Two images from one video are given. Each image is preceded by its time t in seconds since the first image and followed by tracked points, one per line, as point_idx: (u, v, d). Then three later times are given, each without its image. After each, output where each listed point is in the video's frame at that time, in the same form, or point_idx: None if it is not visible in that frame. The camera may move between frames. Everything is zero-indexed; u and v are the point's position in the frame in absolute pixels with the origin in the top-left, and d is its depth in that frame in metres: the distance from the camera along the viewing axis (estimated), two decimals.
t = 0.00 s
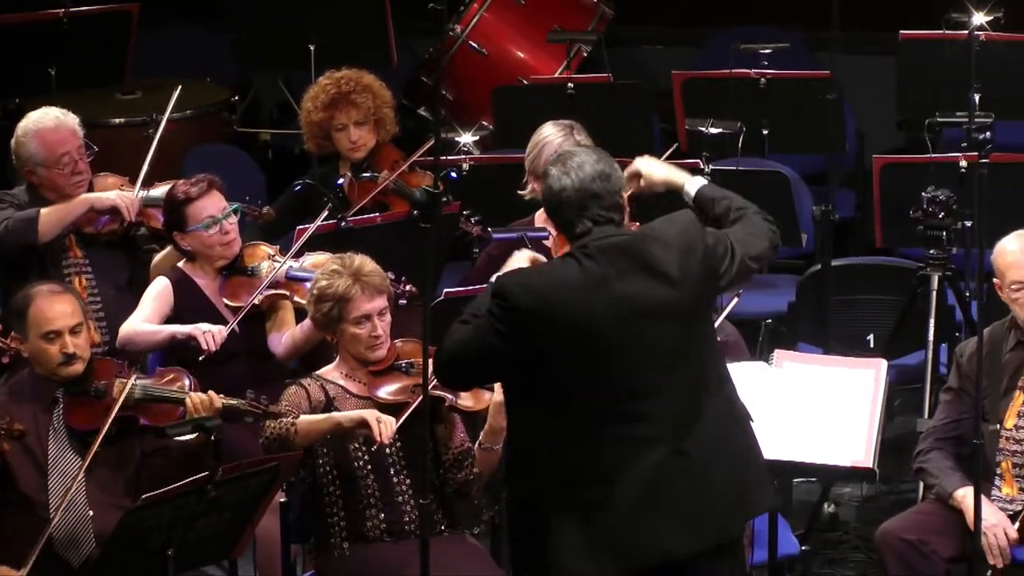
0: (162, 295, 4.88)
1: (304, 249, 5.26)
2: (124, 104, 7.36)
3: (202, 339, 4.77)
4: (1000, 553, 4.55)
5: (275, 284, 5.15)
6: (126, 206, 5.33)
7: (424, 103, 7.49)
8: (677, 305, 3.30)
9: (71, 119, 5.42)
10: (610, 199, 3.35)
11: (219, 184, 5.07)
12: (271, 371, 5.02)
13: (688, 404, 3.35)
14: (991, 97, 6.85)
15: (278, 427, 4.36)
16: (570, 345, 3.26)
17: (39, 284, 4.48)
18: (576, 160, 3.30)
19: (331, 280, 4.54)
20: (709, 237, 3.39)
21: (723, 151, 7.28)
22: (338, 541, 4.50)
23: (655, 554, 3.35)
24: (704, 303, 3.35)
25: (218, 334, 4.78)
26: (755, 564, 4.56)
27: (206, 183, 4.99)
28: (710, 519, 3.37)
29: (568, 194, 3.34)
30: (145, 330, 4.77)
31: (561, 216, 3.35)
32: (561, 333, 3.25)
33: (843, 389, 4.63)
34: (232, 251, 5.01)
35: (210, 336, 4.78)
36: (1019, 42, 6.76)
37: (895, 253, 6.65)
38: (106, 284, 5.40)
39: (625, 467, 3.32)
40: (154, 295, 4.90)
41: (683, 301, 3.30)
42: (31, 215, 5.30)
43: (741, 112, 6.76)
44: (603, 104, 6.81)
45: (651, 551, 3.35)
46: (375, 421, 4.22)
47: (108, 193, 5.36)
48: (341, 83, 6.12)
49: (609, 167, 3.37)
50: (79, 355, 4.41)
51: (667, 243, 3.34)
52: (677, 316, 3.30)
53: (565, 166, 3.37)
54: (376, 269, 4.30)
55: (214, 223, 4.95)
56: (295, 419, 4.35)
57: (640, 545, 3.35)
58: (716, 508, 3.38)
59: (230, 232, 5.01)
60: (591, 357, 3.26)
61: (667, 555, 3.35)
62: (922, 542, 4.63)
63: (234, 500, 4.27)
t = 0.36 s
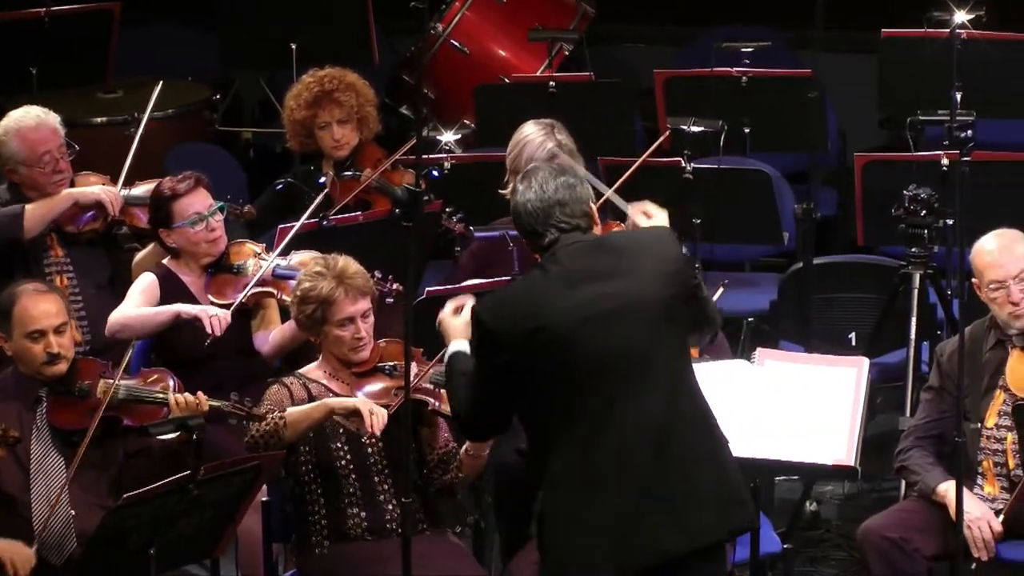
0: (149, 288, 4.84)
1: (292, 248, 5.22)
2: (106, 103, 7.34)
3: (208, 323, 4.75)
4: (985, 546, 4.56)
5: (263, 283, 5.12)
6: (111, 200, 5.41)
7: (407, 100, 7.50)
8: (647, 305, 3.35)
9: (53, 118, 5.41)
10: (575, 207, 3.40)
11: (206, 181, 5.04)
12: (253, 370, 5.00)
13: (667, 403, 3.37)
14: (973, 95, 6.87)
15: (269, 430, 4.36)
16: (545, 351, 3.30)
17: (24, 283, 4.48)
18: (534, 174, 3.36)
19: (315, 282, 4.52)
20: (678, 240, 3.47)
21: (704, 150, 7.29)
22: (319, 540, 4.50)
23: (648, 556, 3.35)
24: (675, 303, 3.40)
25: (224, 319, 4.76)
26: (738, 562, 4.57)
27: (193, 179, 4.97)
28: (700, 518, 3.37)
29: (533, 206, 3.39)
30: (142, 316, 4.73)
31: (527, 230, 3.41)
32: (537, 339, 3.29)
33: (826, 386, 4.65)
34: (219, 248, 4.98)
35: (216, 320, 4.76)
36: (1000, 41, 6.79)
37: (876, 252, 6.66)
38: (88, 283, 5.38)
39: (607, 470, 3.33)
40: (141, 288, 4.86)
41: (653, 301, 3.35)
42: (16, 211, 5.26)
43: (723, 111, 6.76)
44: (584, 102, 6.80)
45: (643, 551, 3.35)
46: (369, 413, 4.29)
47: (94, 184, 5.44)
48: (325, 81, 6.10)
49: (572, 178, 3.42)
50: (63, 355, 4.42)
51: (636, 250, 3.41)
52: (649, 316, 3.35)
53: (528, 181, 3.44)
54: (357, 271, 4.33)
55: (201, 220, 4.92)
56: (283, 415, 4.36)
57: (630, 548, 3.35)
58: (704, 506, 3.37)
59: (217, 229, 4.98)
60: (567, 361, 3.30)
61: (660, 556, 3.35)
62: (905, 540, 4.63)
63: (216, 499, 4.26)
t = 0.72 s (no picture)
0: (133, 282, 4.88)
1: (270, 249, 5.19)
2: (82, 99, 7.31)
3: (210, 306, 4.83)
4: (963, 537, 4.61)
5: (242, 281, 5.10)
6: (93, 189, 5.43)
7: (381, 96, 7.50)
8: (635, 301, 3.34)
9: (29, 113, 5.35)
10: (566, 199, 3.39)
11: (187, 177, 5.03)
12: (229, 366, 4.99)
13: (655, 399, 3.37)
14: (948, 89, 6.89)
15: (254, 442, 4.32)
16: (532, 348, 3.28)
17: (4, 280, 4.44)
18: (532, 160, 3.35)
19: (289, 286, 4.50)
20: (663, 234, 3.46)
21: (680, 145, 7.30)
22: (297, 538, 4.52)
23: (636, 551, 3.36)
24: (660, 299, 3.40)
25: (225, 301, 4.85)
26: (715, 556, 4.58)
27: (175, 175, 4.94)
28: (684, 512, 3.39)
29: (525, 192, 3.38)
30: (142, 300, 4.77)
31: (516, 216, 3.39)
32: (525, 337, 3.27)
33: (803, 382, 4.65)
34: (198, 244, 4.97)
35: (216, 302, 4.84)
36: (976, 35, 6.81)
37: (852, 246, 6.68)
38: (63, 279, 5.36)
39: (597, 469, 3.33)
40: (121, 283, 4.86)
41: (640, 297, 3.35)
42: None
43: (698, 106, 6.76)
44: (559, 98, 6.80)
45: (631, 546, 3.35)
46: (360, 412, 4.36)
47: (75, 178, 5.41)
48: (299, 79, 6.05)
49: (567, 168, 3.41)
50: (43, 354, 4.38)
51: (622, 246, 3.41)
52: (637, 313, 3.35)
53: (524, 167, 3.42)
54: (332, 278, 4.33)
55: (181, 216, 4.90)
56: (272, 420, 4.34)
57: (619, 543, 3.35)
58: (687, 501, 3.40)
59: (197, 225, 4.97)
60: (555, 358, 3.28)
61: (648, 550, 3.36)
62: (881, 534, 4.63)
63: (193, 495, 4.23)
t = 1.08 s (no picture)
0: (116, 274, 4.84)
1: (244, 242, 5.16)
2: (59, 93, 7.28)
3: (204, 293, 4.83)
4: (942, 530, 4.59)
5: (222, 276, 5.05)
6: (67, 188, 5.28)
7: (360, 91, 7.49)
8: (628, 308, 3.36)
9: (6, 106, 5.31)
10: (578, 194, 3.38)
11: (167, 169, 5.01)
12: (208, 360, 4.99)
13: (634, 408, 3.42)
14: (927, 83, 6.90)
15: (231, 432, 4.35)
16: (519, 340, 3.32)
17: None
18: (552, 154, 3.31)
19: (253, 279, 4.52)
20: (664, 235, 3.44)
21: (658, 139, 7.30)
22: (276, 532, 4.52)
23: (586, 552, 3.42)
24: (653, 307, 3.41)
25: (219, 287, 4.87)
26: (694, 550, 4.58)
27: (155, 167, 4.93)
28: (642, 522, 3.44)
29: (541, 178, 3.37)
30: (131, 295, 4.75)
31: (526, 201, 3.39)
32: (514, 331, 3.31)
33: (781, 375, 4.65)
34: (177, 238, 4.97)
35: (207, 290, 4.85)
36: (955, 29, 6.83)
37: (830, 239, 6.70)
38: (40, 274, 5.34)
39: (584, 469, 3.39)
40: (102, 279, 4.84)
41: (633, 305, 3.36)
42: None
43: (676, 100, 6.75)
44: (537, 92, 6.79)
45: (581, 546, 3.41)
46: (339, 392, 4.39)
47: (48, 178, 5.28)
48: (271, 76, 6.02)
49: (587, 163, 3.39)
50: (24, 347, 4.40)
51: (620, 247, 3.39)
52: (627, 320, 3.36)
53: (545, 150, 3.38)
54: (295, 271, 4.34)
55: (161, 207, 4.88)
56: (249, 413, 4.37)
57: (570, 541, 3.41)
58: (650, 512, 3.44)
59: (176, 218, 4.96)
60: (539, 355, 3.32)
61: (596, 553, 3.42)
62: (859, 528, 4.64)
63: (171, 489, 4.22)
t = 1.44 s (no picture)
0: (79, 270, 4.82)
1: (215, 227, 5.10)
2: (33, 84, 7.25)
3: (158, 291, 4.82)
4: (915, 524, 4.61)
5: (192, 263, 5.01)
6: (24, 192, 5.27)
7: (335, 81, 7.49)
8: (612, 309, 3.24)
9: None
10: (569, 197, 3.26)
11: (133, 160, 5.01)
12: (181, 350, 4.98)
13: (614, 410, 3.31)
14: (901, 73, 6.91)
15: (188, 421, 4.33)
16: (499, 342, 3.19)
17: None
18: (553, 159, 3.18)
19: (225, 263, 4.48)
20: (652, 243, 3.33)
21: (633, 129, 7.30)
22: (249, 522, 4.51)
23: (561, 560, 3.29)
24: (637, 309, 3.30)
25: (173, 285, 4.84)
26: (668, 540, 4.59)
27: (121, 158, 4.92)
28: (618, 527, 3.33)
29: (534, 179, 3.24)
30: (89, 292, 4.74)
31: (516, 199, 3.26)
32: (495, 332, 3.18)
33: (754, 365, 4.66)
34: (145, 227, 4.97)
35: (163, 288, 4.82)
36: (929, 20, 6.85)
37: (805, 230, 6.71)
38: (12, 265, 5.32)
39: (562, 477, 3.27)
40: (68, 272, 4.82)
41: (617, 306, 3.24)
42: None
43: (651, 91, 6.75)
44: (510, 84, 6.79)
45: (555, 552, 3.28)
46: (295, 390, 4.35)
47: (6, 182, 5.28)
48: (245, 65, 6.00)
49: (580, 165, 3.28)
50: None
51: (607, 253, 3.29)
52: (610, 321, 3.24)
53: (539, 150, 3.25)
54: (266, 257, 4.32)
55: (128, 198, 4.90)
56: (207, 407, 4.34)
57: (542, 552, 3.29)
58: (626, 516, 3.34)
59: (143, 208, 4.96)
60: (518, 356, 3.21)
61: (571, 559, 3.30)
62: (834, 518, 4.64)
63: (145, 481, 4.21)
